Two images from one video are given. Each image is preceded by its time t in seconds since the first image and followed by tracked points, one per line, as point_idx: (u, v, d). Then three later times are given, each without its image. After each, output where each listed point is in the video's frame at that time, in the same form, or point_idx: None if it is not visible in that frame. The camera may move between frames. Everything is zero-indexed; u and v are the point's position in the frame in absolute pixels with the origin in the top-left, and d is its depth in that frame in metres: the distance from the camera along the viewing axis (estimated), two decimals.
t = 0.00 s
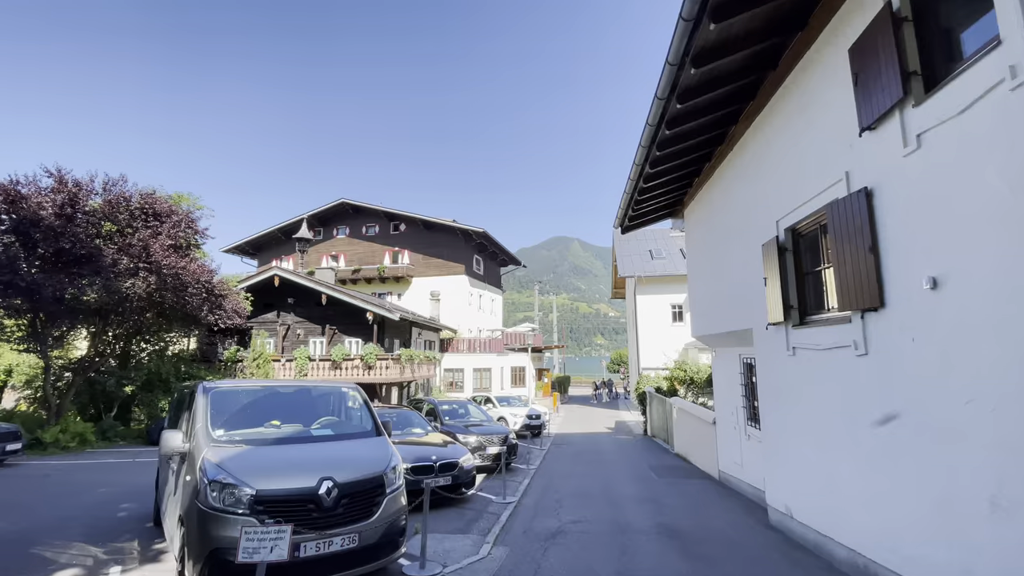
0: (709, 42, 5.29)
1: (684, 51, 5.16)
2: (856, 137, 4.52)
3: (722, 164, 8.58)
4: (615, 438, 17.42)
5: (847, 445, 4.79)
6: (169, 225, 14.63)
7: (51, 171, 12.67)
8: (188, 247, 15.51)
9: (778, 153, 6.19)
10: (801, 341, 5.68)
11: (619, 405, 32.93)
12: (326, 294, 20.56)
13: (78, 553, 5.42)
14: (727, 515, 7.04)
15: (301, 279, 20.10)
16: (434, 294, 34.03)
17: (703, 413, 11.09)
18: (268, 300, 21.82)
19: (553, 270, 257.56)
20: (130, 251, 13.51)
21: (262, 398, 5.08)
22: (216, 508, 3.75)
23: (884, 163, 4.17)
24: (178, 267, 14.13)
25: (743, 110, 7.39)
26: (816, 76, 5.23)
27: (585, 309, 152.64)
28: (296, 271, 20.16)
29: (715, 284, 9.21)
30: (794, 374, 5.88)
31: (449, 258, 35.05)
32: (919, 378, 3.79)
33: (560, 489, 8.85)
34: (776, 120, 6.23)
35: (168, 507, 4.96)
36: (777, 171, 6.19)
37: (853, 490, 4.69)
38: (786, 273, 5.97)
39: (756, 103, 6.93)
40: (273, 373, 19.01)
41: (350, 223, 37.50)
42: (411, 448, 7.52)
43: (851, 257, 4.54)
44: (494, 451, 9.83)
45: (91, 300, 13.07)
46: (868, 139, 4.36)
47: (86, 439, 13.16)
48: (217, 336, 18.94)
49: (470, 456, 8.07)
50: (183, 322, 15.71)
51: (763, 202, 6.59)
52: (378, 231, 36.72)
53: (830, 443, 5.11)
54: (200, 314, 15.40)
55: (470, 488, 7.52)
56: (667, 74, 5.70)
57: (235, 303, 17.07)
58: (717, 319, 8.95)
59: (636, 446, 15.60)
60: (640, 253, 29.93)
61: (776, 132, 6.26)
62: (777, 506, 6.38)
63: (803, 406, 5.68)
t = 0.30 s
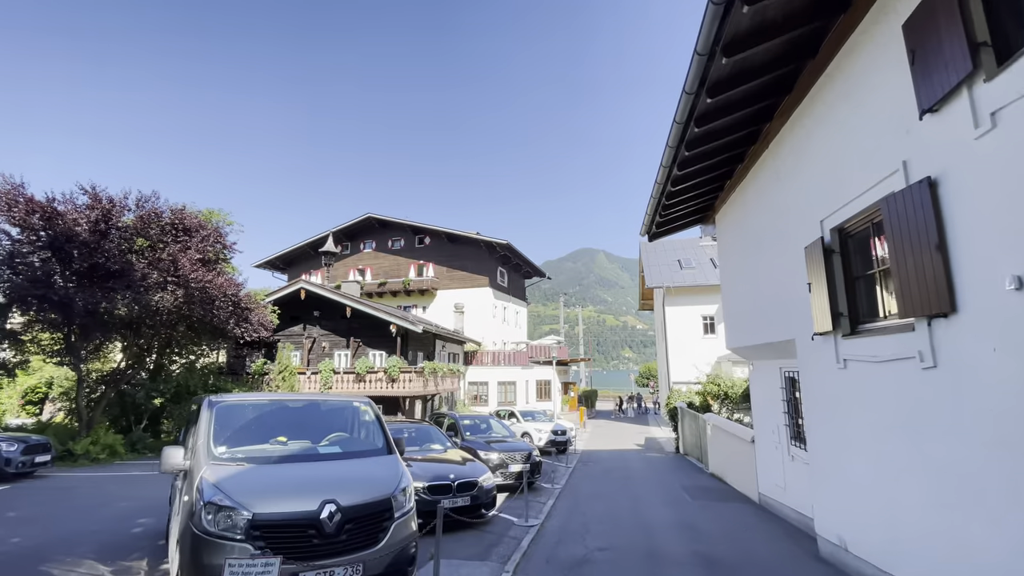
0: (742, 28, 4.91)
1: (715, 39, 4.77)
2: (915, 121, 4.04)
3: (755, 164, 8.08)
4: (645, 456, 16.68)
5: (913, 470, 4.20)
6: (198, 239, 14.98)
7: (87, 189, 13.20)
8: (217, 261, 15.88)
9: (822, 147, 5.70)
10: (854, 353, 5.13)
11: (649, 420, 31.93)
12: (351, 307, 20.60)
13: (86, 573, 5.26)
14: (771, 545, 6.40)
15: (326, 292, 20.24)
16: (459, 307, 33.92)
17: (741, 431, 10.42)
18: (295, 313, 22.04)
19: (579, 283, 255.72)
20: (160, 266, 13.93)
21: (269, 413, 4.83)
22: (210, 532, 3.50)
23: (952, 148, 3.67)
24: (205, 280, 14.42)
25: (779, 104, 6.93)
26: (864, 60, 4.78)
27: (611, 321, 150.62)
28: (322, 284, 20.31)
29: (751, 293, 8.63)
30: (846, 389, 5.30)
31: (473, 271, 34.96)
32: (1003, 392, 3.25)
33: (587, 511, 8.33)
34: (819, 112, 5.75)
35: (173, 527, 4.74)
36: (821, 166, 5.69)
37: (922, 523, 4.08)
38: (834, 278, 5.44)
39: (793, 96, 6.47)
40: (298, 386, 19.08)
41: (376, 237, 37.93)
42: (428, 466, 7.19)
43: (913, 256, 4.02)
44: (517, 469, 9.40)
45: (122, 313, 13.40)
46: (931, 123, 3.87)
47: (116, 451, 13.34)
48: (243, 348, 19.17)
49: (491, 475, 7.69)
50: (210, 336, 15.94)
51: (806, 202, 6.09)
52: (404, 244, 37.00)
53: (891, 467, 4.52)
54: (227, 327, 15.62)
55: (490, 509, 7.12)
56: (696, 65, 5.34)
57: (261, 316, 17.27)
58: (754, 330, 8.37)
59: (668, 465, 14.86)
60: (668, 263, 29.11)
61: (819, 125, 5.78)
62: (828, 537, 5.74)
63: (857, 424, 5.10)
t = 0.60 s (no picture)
0: (770, 6, 4.55)
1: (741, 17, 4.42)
2: (974, 94, 3.58)
3: (787, 159, 7.58)
4: (673, 471, 15.93)
5: (984, 492, 3.64)
6: (221, 251, 15.21)
7: (115, 203, 13.63)
8: (240, 272, 16.10)
9: (865, 133, 5.20)
10: (907, 358, 4.60)
11: (677, 434, 30.87)
12: (372, 317, 20.56)
13: None
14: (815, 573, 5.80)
15: (347, 303, 20.25)
16: (480, 317, 33.71)
17: (777, 445, 9.76)
18: (317, 323, 22.10)
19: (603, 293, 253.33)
20: (183, 276, 14.18)
21: (269, 423, 4.58)
22: (193, 553, 3.25)
23: (1021, 119, 3.20)
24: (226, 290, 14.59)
25: (812, 93, 6.46)
26: (910, 33, 4.33)
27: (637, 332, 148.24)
28: (343, 295, 20.35)
29: (785, 297, 8.07)
30: (899, 399, 4.76)
31: (494, 281, 34.76)
32: None
33: (610, 530, 7.84)
34: (859, 96, 5.26)
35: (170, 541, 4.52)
36: (863, 155, 5.22)
37: (997, 554, 3.53)
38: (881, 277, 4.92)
39: (828, 83, 6.01)
40: (319, 396, 19.06)
41: (398, 249, 38.18)
42: (441, 480, 6.85)
43: (976, 246, 3.53)
44: (536, 484, 8.97)
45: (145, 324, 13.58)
46: (993, 94, 3.42)
47: (139, 461, 13.44)
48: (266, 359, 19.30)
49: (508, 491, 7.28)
50: (233, 346, 16.08)
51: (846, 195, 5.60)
52: (426, 256, 37.11)
53: (956, 488, 3.96)
54: (249, 337, 15.72)
55: (507, 528, 6.71)
56: (721, 47, 4.97)
57: (283, 326, 17.37)
58: (791, 336, 7.77)
59: (698, 481, 14.12)
60: (695, 271, 28.28)
61: (860, 110, 5.28)
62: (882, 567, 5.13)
63: (912, 438, 4.55)
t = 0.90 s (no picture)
0: None
1: None
2: None
3: (818, 152, 7.06)
4: (700, 487, 15.20)
5: None
6: (237, 261, 15.28)
7: (135, 215, 13.98)
8: (257, 282, 16.19)
9: (908, 116, 4.72)
10: (964, 363, 4.08)
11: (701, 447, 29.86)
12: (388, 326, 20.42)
13: None
14: None
15: (364, 313, 20.17)
16: (497, 327, 33.37)
17: (811, 460, 9.14)
18: (334, 333, 22.04)
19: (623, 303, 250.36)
20: (199, 287, 14.30)
21: (263, 434, 4.29)
22: None
23: None
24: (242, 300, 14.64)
25: (846, 79, 5.97)
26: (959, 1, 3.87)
27: (658, 343, 145.71)
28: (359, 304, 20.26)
29: (819, 300, 7.51)
30: (955, 409, 4.23)
31: (512, 290, 34.45)
32: None
33: (632, 551, 7.33)
34: (900, 76, 4.79)
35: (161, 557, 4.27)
36: (906, 140, 4.74)
37: None
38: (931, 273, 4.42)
39: (863, 66, 5.54)
40: (336, 408, 18.93)
41: (416, 259, 38.26)
42: (451, 496, 6.49)
43: None
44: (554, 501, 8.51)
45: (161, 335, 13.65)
46: None
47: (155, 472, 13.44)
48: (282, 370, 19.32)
49: (522, 509, 6.86)
50: (249, 357, 16.09)
51: (888, 186, 5.10)
52: (443, 266, 37.08)
53: None
54: (265, 348, 15.69)
55: (521, 549, 6.29)
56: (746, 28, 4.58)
57: (299, 336, 17.33)
58: (826, 342, 7.20)
59: (726, 498, 13.38)
60: (718, 278, 27.47)
61: (901, 91, 4.81)
62: None
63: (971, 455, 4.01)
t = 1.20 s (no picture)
0: None
1: None
2: None
3: (848, 144, 6.62)
4: (724, 504, 14.50)
5: None
6: (251, 271, 15.33)
7: (151, 227, 14.14)
8: (270, 293, 16.20)
9: (951, 94, 4.30)
10: None
11: (724, 461, 28.84)
12: (401, 337, 20.22)
13: None
14: None
15: (377, 323, 20.03)
16: (512, 338, 33.01)
17: (843, 476, 8.53)
18: (347, 344, 21.94)
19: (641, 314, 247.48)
20: (212, 297, 14.33)
21: (252, 447, 4.01)
22: None
23: None
24: (254, 310, 14.61)
25: (878, 63, 5.56)
26: None
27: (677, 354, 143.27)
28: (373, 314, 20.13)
29: (853, 302, 7.00)
30: (1017, 418, 3.74)
31: (527, 301, 34.12)
32: None
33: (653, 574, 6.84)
34: (942, 52, 4.38)
35: None
36: (951, 121, 4.32)
37: None
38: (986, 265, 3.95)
39: (897, 47, 5.13)
40: (348, 419, 18.73)
41: (431, 270, 38.24)
42: (458, 513, 6.13)
43: None
44: (568, 518, 8.08)
45: (174, 345, 13.66)
46: None
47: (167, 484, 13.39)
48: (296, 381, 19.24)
49: (534, 528, 6.46)
50: (263, 369, 16.06)
51: (932, 174, 4.66)
52: (458, 276, 36.97)
53: None
54: (278, 358, 15.63)
55: (532, 571, 5.89)
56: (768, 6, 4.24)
57: (312, 347, 17.25)
58: (863, 347, 6.68)
59: (753, 516, 12.69)
60: (738, 286, 26.73)
61: (942, 69, 4.40)
62: None
63: None
